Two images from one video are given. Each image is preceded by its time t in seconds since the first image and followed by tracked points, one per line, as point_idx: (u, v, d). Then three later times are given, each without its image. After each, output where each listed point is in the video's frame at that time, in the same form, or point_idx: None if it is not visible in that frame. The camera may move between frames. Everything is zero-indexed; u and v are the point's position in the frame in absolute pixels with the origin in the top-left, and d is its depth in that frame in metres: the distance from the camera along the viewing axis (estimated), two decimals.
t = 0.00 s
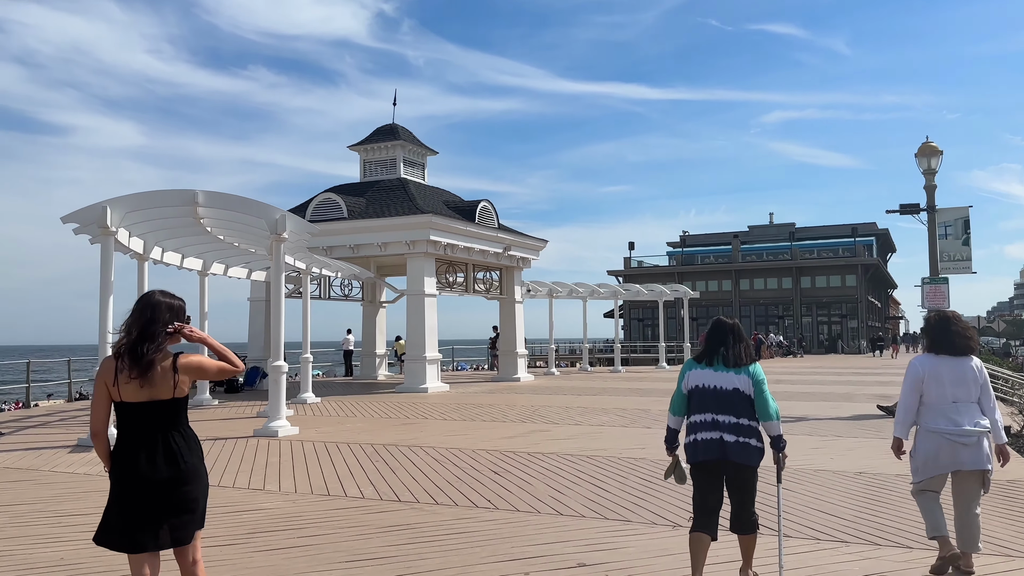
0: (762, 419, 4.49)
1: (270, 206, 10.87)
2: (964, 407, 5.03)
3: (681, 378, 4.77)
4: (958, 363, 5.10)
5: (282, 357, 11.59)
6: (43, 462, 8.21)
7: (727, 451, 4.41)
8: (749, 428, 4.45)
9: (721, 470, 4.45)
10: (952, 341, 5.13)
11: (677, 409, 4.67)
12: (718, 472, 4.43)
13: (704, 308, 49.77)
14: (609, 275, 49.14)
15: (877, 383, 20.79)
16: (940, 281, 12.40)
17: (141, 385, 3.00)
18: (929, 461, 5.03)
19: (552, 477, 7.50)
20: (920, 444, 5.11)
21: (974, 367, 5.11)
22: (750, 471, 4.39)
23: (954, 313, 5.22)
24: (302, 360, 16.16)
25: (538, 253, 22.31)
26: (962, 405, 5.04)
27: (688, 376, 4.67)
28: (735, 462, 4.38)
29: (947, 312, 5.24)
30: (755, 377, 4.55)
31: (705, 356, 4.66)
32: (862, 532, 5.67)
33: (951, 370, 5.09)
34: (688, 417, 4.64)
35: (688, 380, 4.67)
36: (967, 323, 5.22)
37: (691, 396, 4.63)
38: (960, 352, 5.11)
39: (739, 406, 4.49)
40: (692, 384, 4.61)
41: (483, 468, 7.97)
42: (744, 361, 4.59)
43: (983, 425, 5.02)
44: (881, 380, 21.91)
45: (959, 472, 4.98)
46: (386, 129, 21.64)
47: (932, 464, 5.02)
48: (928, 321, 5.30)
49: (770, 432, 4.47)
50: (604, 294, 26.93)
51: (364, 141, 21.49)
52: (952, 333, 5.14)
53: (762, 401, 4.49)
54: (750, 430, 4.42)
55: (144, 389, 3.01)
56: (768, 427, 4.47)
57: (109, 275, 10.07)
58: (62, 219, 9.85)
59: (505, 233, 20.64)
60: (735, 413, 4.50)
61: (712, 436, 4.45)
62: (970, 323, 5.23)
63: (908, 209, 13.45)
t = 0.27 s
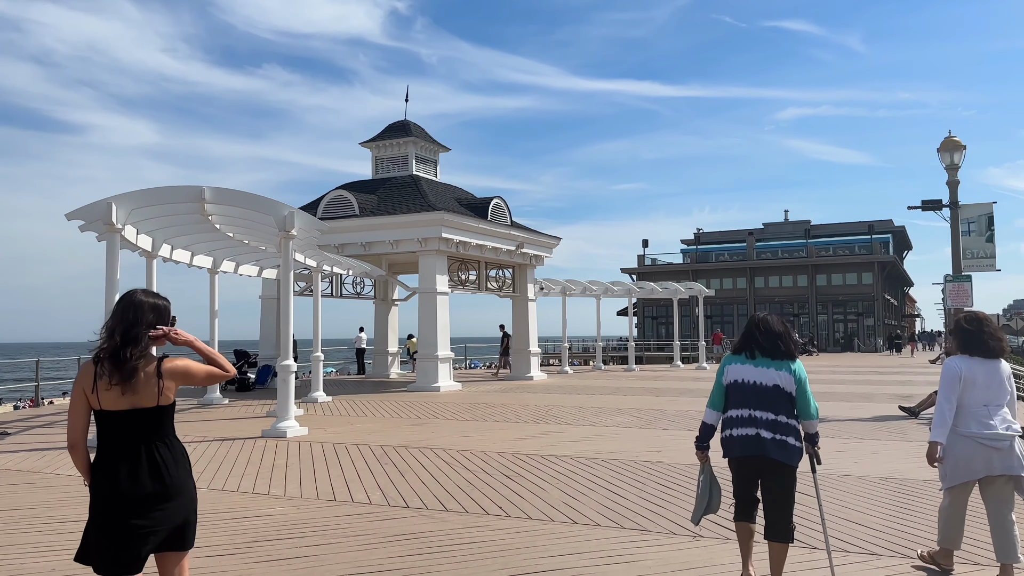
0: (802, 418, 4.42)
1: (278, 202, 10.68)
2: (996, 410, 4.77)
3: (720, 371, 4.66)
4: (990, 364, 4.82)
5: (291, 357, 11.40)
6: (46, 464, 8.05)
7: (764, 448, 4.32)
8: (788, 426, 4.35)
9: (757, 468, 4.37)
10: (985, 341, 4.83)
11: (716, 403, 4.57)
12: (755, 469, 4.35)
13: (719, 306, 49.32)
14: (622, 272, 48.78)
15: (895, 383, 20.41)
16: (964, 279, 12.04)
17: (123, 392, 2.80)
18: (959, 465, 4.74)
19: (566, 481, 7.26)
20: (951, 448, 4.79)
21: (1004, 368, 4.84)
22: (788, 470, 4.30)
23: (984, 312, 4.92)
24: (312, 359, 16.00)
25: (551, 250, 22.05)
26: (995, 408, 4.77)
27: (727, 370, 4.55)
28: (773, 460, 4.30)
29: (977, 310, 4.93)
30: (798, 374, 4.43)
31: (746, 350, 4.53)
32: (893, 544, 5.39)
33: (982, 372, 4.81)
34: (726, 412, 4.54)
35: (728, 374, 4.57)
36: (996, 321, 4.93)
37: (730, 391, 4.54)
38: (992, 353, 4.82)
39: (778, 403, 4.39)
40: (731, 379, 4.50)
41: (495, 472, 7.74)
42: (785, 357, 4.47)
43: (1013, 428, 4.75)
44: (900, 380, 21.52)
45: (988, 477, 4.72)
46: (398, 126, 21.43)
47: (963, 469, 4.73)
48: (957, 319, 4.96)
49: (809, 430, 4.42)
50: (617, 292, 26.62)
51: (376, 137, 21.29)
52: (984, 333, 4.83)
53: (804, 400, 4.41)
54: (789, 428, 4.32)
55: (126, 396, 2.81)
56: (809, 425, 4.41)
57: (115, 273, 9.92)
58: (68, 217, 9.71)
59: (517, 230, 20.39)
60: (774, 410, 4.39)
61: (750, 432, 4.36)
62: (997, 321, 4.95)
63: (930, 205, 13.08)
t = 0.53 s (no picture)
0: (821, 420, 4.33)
1: (281, 198, 10.52)
2: (1005, 410, 4.57)
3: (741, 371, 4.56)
4: (997, 363, 4.62)
5: (295, 355, 11.23)
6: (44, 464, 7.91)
7: (776, 450, 4.23)
8: (804, 429, 4.24)
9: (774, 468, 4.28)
10: (992, 339, 4.62)
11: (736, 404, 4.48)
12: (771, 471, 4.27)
13: (729, 304, 48.93)
14: (631, 271, 48.46)
15: (910, 382, 20.10)
16: (982, 276, 11.73)
17: (98, 392, 2.61)
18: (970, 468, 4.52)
19: (574, 483, 7.07)
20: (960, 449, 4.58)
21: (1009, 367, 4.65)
22: (804, 473, 4.20)
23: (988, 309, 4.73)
24: (318, 357, 15.83)
25: (559, 248, 21.84)
26: (1003, 408, 4.57)
27: (746, 370, 4.47)
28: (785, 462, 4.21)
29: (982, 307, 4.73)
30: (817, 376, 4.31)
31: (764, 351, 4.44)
32: (915, 551, 5.16)
33: (992, 371, 4.60)
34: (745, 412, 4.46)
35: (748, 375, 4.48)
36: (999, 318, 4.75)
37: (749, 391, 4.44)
38: (999, 351, 4.60)
39: (795, 405, 4.29)
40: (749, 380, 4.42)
41: (501, 473, 7.54)
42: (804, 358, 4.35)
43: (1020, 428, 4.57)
44: (915, 379, 21.19)
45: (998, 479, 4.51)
46: (405, 122, 21.25)
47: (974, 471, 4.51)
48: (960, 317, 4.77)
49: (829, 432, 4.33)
50: (627, 290, 26.37)
51: (383, 135, 21.13)
52: (991, 330, 4.62)
53: (823, 402, 4.30)
54: (803, 431, 4.22)
55: (101, 396, 2.62)
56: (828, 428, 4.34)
57: (117, 270, 9.80)
58: (68, 213, 9.59)
59: (526, 228, 20.19)
60: (790, 412, 4.29)
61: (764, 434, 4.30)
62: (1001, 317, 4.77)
63: (947, 201, 12.80)
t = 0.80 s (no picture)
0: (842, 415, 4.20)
1: (284, 196, 10.35)
2: (1020, 409, 4.36)
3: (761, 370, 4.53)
4: (1009, 362, 4.41)
5: (299, 356, 11.06)
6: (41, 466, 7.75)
7: (797, 447, 4.18)
8: (826, 425, 4.18)
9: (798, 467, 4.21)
10: (1002, 336, 4.43)
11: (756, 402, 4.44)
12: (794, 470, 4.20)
13: (739, 304, 48.61)
14: (641, 271, 48.18)
15: (924, 382, 19.79)
16: (999, 275, 11.47)
17: (65, 398, 2.42)
18: (983, 469, 4.31)
19: (582, 488, 6.86)
20: (971, 450, 4.39)
21: None
22: (827, 470, 4.14)
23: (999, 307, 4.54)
24: (323, 358, 15.66)
25: (567, 247, 21.63)
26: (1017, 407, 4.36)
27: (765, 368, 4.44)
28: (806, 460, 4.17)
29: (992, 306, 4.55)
30: (838, 371, 4.25)
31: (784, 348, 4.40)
32: (939, 562, 4.92)
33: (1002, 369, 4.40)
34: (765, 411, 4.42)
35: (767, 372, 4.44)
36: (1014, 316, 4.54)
37: (768, 390, 4.40)
38: (1011, 349, 4.41)
39: (815, 401, 4.22)
40: (768, 378, 4.38)
41: (507, 477, 7.34)
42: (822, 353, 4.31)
43: None
44: (929, 379, 20.86)
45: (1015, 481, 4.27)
46: (412, 121, 21.07)
47: (987, 472, 4.29)
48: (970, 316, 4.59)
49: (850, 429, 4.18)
50: (635, 289, 26.13)
51: (389, 133, 20.95)
52: (1001, 328, 4.43)
53: (843, 397, 4.20)
54: (825, 427, 4.16)
55: (69, 402, 2.43)
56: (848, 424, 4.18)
57: (117, 269, 9.65)
58: (67, 212, 9.45)
59: (533, 227, 19.98)
60: (811, 409, 4.23)
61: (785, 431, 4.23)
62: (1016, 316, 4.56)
63: (963, 198, 12.52)
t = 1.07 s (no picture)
0: (876, 423, 4.30)
1: (289, 197, 10.17)
2: None
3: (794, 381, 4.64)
4: None
5: (304, 360, 10.86)
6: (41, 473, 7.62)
7: (837, 457, 4.28)
8: (865, 435, 4.30)
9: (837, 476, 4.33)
10: None
11: (790, 414, 4.58)
12: (833, 480, 4.32)
13: (752, 306, 48.18)
14: (652, 273, 47.81)
15: (941, 386, 19.44)
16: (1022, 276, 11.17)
17: (31, 411, 2.45)
18: (1013, 480, 4.01)
19: (593, 497, 6.63)
20: (999, 461, 4.12)
21: None
22: (866, 479, 4.26)
23: None
24: (331, 361, 15.47)
25: (578, 249, 21.42)
26: None
27: (799, 379, 4.54)
28: (848, 469, 4.25)
29: None
30: (870, 379, 4.36)
31: (817, 359, 4.52)
32: None
33: None
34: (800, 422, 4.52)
35: (800, 384, 4.55)
36: None
37: (803, 401, 4.51)
38: None
39: (852, 411, 4.34)
40: (803, 389, 4.48)
41: (516, 486, 7.12)
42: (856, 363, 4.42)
43: None
44: (947, 382, 20.51)
45: None
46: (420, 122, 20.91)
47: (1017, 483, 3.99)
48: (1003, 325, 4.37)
49: (889, 438, 4.25)
50: (647, 292, 25.85)
51: (398, 135, 20.79)
52: None
53: (878, 404, 4.29)
54: (865, 437, 4.27)
55: (35, 415, 2.46)
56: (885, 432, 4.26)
57: (119, 272, 9.50)
58: (69, 214, 9.30)
59: (543, 229, 19.75)
60: (849, 419, 4.34)
61: (826, 441, 4.32)
62: None
63: (984, 197, 12.23)
